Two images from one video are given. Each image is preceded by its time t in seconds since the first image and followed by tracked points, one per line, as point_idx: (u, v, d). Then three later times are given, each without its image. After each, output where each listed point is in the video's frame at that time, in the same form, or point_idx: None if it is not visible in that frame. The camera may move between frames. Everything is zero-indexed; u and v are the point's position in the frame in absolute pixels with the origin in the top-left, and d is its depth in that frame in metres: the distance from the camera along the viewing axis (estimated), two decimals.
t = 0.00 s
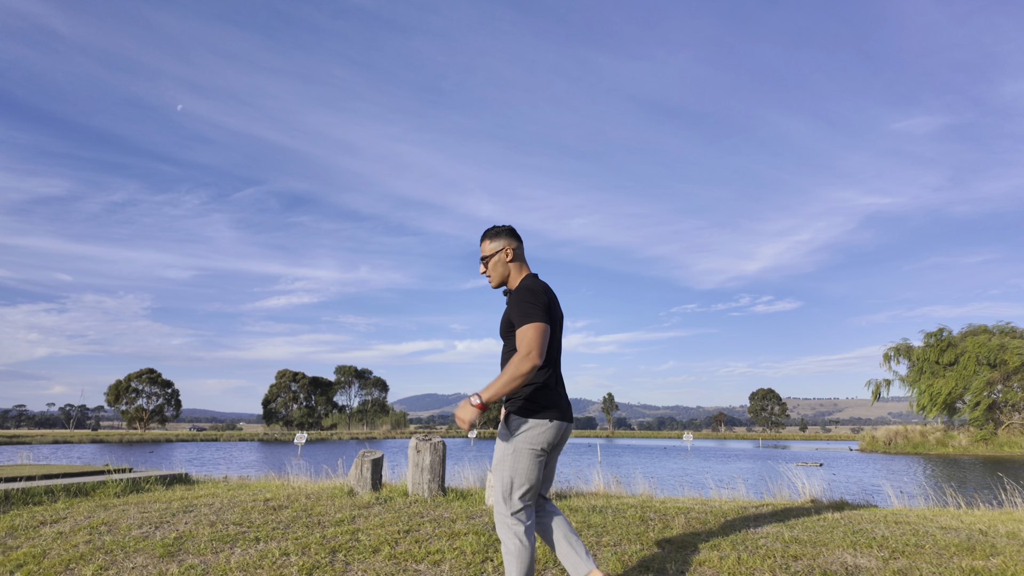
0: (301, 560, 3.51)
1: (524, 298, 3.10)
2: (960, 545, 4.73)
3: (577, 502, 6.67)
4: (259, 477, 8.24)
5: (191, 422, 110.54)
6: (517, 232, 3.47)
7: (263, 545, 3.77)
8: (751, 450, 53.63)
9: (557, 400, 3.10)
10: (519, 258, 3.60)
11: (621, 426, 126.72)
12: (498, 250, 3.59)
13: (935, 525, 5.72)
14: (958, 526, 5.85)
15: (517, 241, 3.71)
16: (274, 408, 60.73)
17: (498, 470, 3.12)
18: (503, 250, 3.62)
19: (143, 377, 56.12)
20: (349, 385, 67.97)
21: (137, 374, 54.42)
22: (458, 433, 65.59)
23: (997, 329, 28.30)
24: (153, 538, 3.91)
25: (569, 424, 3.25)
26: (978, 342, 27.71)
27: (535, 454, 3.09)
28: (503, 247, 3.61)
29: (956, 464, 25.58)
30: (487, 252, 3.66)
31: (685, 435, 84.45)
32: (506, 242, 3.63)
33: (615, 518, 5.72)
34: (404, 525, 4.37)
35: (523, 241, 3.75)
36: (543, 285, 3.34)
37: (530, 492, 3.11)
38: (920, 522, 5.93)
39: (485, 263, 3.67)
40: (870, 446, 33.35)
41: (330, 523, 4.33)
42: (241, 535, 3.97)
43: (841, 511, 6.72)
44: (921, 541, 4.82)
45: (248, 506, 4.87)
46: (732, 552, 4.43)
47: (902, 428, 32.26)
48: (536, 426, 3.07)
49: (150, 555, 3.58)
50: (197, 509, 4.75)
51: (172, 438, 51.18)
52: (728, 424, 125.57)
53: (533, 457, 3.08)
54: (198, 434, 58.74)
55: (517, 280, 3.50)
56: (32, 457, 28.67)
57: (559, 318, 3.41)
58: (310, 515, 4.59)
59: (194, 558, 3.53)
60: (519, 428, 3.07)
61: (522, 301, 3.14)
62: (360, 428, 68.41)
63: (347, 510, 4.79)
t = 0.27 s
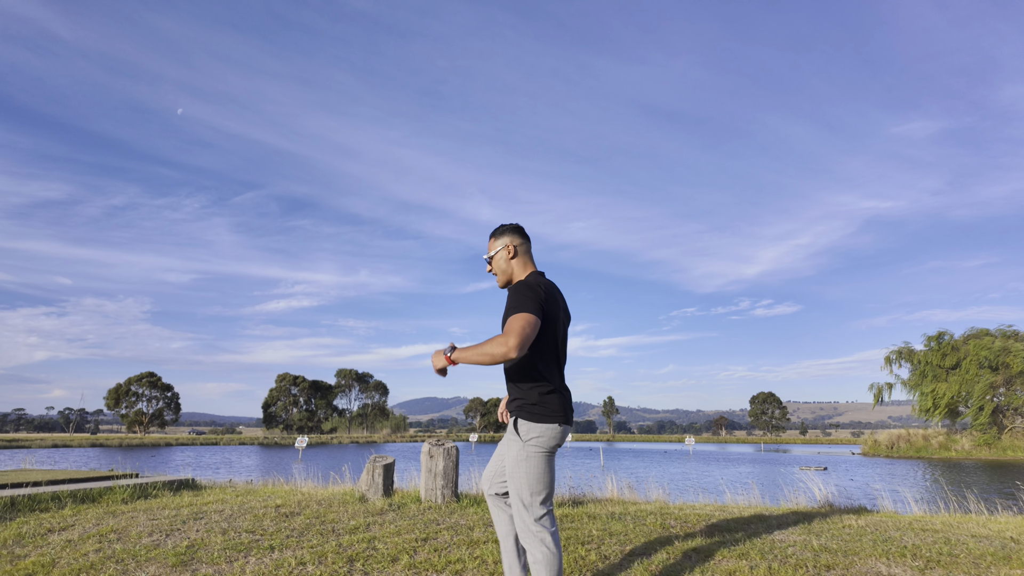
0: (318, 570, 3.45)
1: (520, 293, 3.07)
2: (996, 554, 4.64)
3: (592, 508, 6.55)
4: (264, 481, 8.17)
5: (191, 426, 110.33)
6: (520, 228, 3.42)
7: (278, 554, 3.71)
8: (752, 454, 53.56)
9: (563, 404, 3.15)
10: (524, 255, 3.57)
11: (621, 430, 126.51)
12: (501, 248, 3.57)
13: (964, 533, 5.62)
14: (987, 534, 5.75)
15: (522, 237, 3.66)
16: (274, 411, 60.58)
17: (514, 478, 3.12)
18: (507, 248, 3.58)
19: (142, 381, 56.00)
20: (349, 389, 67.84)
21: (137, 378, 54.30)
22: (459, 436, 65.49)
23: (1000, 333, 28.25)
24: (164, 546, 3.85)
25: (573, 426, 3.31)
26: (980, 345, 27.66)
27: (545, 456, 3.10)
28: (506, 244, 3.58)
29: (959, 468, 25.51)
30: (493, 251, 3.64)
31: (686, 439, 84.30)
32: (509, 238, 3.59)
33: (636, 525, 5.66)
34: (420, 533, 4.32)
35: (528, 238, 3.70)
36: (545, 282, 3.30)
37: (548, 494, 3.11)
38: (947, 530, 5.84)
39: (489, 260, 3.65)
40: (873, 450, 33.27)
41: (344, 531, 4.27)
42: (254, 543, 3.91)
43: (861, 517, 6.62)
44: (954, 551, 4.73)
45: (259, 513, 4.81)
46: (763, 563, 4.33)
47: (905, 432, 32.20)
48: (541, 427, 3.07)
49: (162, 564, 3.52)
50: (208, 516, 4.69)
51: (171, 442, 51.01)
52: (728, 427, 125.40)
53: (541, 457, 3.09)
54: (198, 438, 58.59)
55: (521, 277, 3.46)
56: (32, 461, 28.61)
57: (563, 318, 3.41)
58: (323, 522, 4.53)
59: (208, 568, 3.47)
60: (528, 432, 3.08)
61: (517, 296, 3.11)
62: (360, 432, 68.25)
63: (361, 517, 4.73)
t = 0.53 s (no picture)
0: None
1: (524, 302, 3.06)
2: None
3: (609, 517, 6.46)
4: (270, 487, 8.13)
5: (190, 430, 110.08)
6: (521, 241, 3.40)
7: (294, 565, 3.67)
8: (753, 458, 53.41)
9: (568, 411, 3.13)
10: (523, 265, 3.54)
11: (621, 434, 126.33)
12: (501, 260, 3.55)
13: (994, 544, 5.51)
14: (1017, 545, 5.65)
15: (520, 249, 3.65)
16: (274, 415, 60.44)
17: (529, 492, 3.07)
18: (507, 260, 3.55)
19: (142, 385, 55.90)
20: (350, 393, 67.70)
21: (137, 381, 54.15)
22: (459, 441, 65.36)
23: (1001, 336, 28.23)
24: (178, 556, 3.80)
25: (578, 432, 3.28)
26: (982, 349, 27.63)
27: (555, 464, 3.06)
28: (506, 256, 3.56)
29: (961, 473, 25.44)
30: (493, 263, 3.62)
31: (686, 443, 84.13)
32: (508, 251, 3.57)
33: (656, 532, 5.61)
34: (439, 543, 4.28)
35: (527, 249, 3.68)
36: (546, 291, 3.29)
37: (565, 503, 3.07)
38: (975, 539, 5.74)
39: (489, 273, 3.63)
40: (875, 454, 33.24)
41: (360, 540, 4.23)
42: (269, 553, 3.86)
43: (878, 525, 6.56)
44: (989, 562, 4.62)
45: (272, 521, 4.76)
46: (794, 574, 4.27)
47: (906, 436, 32.15)
48: (550, 437, 3.04)
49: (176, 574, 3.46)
50: (220, 524, 4.64)
51: (171, 446, 50.84)
52: (728, 431, 125.23)
53: (550, 466, 3.05)
54: (198, 442, 58.41)
55: (522, 289, 3.43)
56: (31, 466, 28.52)
57: (565, 325, 3.39)
58: (337, 530, 4.49)
59: None
60: (535, 440, 3.05)
61: (519, 305, 3.09)
62: (360, 436, 68.08)
63: (376, 526, 4.69)
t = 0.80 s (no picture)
0: None
1: (519, 303, 3.08)
2: None
3: (626, 521, 6.38)
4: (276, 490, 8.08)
5: (190, 433, 109.79)
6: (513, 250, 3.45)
7: (312, 570, 3.61)
8: (754, 462, 53.27)
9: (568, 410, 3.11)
10: (515, 274, 3.57)
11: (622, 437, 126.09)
12: (493, 270, 3.59)
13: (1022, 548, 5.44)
14: None
15: (512, 262, 3.68)
16: (275, 419, 60.33)
17: (535, 493, 3.03)
18: (499, 271, 3.59)
19: (143, 388, 55.82)
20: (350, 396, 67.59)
21: (137, 385, 54.08)
22: (459, 444, 65.23)
23: (1004, 339, 28.19)
24: (192, 561, 3.75)
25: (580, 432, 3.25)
26: (985, 351, 27.59)
27: (558, 462, 3.02)
28: (497, 267, 3.60)
29: (964, 476, 25.37)
30: (485, 273, 3.66)
31: (687, 447, 83.92)
32: (499, 263, 3.61)
33: (677, 535, 5.58)
34: (457, 547, 4.23)
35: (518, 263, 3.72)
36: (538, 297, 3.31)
37: (571, 502, 3.02)
38: (1002, 543, 5.67)
39: (482, 286, 3.66)
40: (878, 458, 33.16)
41: (377, 545, 4.17)
42: (285, 558, 3.80)
43: (899, 527, 6.50)
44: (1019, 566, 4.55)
45: (284, 524, 4.71)
46: None
47: (909, 439, 32.07)
48: (551, 436, 3.01)
49: None
50: (232, 528, 4.59)
51: (171, 450, 50.69)
52: (729, 434, 124.94)
53: (554, 464, 3.01)
54: (199, 446, 58.28)
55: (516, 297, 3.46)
56: (31, 469, 28.45)
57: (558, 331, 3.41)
58: (353, 534, 4.45)
59: None
60: (538, 440, 3.01)
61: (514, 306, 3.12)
62: (361, 440, 67.94)
63: (392, 529, 4.64)
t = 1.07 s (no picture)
0: None
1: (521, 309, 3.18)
2: None
3: (647, 530, 6.26)
4: (282, 496, 8.03)
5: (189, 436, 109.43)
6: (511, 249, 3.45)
7: None
8: (755, 465, 53.13)
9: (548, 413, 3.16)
10: (511, 273, 3.58)
11: (622, 440, 125.84)
12: (491, 269, 3.59)
13: None
14: None
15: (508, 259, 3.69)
16: (275, 422, 60.18)
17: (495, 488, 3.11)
18: (496, 269, 3.59)
19: (142, 391, 55.67)
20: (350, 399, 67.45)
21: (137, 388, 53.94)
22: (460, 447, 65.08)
23: (1006, 342, 28.13)
24: (205, 572, 3.70)
25: (561, 437, 3.28)
26: (987, 354, 27.52)
27: (529, 464, 3.09)
28: (494, 266, 3.60)
29: (967, 480, 25.28)
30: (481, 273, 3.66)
31: (687, 450, 83.71)
32: (497, 260, 3.61)
33: (699, 544, 5.54)
34: (476, 557, 4.19)
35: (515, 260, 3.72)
36: (533, 299, 3.35)
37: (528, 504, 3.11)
38: None
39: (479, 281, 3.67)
40: (880, 461, 33.08)
41: (393, 555, 4.11)
42: (301, 569, 3.75)
43: (925, 536, 6.42)
44: None
45: (297, 534, 4.67)
46: None
47: (912, 442, 32.00)
48: (533, 438, 3.09)
49: None
50: (243, 537, 4.54)
51: (171, 453, 50.51)
52: (729, 437, 124.70)
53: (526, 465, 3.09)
54: (198, 449, 58.09)
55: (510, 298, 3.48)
56: (31, 472, 28.36)
57: (551, 333, 3.45)
58: (368, 544, 4.40)
59: None
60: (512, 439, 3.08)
61: (514, 309, 3.20)
62: (361, 443, 67.79)
63: (407, 539, 4.59)
